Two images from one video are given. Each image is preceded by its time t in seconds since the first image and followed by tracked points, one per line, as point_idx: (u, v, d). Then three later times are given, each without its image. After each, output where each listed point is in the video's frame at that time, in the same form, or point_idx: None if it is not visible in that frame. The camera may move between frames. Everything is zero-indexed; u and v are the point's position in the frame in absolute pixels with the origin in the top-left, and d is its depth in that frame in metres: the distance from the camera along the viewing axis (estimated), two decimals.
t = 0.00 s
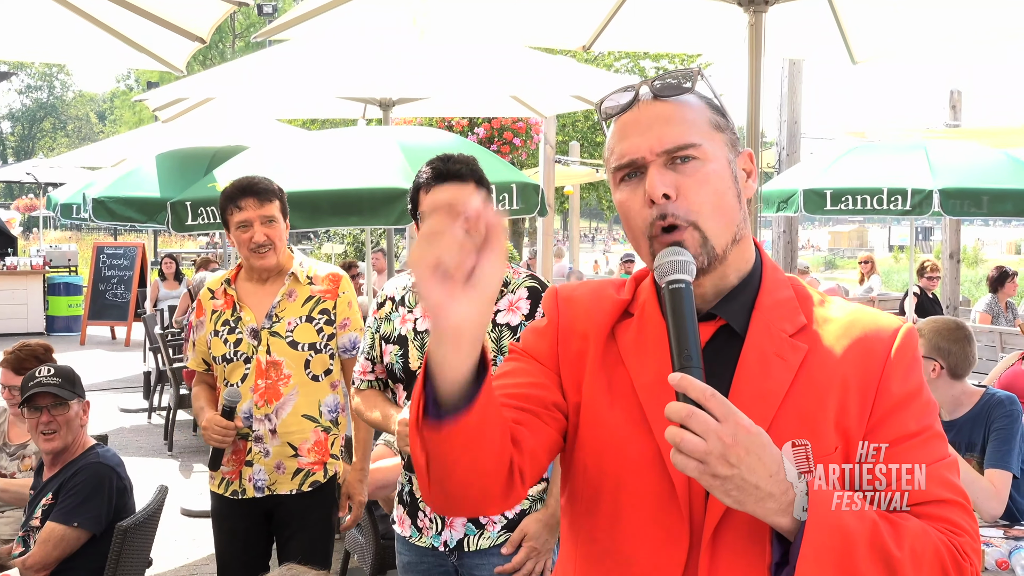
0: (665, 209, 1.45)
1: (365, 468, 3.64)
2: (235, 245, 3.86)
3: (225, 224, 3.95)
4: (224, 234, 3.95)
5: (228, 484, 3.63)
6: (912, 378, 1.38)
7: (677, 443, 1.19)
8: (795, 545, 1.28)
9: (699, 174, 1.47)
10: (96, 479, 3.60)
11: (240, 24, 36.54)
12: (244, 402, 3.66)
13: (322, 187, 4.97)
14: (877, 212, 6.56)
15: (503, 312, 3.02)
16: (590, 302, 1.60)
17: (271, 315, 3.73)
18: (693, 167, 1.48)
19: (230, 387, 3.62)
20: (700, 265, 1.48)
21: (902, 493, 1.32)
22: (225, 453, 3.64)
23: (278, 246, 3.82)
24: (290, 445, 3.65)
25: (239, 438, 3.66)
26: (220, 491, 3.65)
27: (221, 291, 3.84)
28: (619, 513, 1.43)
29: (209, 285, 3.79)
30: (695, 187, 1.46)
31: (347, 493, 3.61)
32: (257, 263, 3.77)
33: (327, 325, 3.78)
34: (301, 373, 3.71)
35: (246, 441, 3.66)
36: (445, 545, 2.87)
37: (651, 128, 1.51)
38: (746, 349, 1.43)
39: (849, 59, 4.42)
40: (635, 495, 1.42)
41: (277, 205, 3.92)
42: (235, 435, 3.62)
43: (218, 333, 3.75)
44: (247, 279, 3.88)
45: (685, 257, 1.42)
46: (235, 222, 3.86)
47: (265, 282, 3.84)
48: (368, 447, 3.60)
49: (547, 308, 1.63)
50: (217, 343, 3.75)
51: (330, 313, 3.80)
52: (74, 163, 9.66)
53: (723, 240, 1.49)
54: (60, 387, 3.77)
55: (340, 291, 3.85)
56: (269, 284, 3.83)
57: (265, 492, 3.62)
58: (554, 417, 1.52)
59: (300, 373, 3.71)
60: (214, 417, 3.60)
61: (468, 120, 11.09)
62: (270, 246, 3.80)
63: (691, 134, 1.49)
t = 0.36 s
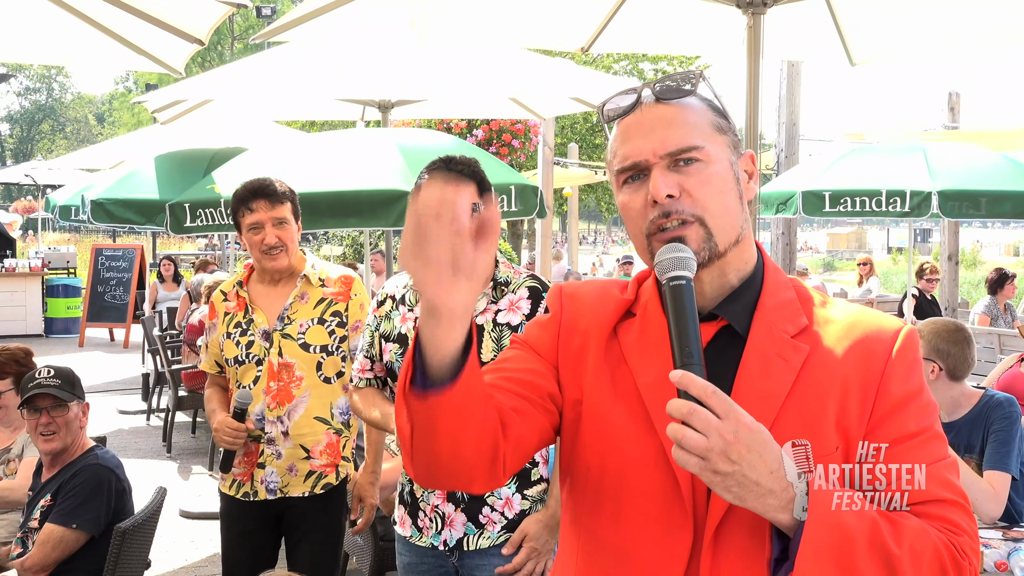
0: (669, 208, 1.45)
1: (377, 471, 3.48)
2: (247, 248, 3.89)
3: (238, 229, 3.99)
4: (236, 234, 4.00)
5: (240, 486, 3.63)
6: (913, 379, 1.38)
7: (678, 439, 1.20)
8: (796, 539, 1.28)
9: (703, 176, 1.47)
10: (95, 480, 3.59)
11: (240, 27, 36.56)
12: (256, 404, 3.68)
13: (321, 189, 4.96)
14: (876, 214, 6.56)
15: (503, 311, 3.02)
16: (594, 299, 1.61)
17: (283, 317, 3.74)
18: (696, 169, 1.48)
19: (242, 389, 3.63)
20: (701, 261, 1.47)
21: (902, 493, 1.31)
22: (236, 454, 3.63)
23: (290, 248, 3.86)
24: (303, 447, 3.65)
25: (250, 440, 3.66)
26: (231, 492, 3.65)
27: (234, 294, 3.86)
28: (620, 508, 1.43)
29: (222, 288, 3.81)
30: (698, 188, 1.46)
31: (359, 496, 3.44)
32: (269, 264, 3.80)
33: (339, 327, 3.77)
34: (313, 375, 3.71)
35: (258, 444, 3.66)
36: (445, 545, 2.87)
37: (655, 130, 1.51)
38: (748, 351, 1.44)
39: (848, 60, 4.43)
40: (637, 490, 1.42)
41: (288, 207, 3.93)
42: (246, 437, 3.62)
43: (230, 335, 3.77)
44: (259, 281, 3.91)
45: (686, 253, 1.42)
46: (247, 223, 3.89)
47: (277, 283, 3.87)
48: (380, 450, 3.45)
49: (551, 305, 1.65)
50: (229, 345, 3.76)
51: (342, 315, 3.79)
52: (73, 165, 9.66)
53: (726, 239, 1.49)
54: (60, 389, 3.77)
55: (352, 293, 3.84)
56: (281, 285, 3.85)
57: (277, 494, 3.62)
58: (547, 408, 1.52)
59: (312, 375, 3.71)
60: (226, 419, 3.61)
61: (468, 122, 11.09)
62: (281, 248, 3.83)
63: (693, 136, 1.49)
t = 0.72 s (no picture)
0: (665, 207, 1.46)
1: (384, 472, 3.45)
2: (257, 247, 3.92)
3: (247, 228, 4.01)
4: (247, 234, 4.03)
5: (247, 486, 3.64)
6: (909, 376, 1.38)
7: (672, 434, 1.20)
8: (791, 534, 1.28)
9: (700, 176, 1.48)
10: (95, 479, 3.59)
11: (241, 27, 36.57)
12: (264, 405, 3.67)
13: (322, 190, 4.97)
14: (877, 216, 6.56)
15: (508, 311, 3.02)
16: (596, 305, 1.60)
17: (293, 318, 3.76)
18: (693, 169, 1.48)
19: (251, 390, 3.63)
20: (699, 260, 1.47)
21: (902, 493, 1.31)
22: (244, 455, 3.64)
23: (299, 248, 3.87)
24: (310, 449, 3.65)
25: (258, 441, 3.67)
26: (238, 493, 3.65)
27: (244, 294, 3.86)
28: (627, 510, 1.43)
29: (232, 288, 3.82)
30: (695, 187, 1.46)
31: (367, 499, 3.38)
32: (277, 264, 3.82)
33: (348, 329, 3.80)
34: (323, 377, 3.71)
35: (266, 444, 3.66)
36: (447, 544, 2.87)
37: (652, 129, 1.51)
38: (746, 351, 1.44)
39: (849, 62, 4.42)
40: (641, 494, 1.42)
41: (298, 207, 3.95)
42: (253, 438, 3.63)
43: (240, 335, 3.77)
44: (269, 281, 3.92)
45: (680, 250, 1.42)
46: (256, 222, 3.92)
47: (287, 283, 3.88)
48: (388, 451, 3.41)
49: (554, 312, 1.64)
50: (239, 346, 3.76)
51: (351, 316, 3.83)
52: (73, 164, 9.65)
53: (724, 239, 1.49)
54: (59, 389, 3.76)
55: (362, 295, 3.88)
56: (291, 285, 3.87)
57: (284, 496, 3.62)
58: (555, 414, 1.53)
59: (321, 376, 3.71)
60: (234, 419, 3.61)
61: (469, 122, 11.09)
62: (290, 247, 3.85)
63: (690, 136, 1.49)
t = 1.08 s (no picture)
0: (671, 210, 1.45)
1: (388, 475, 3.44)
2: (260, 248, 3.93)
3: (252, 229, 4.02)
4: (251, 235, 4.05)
5: (250, 488, 3.64)
6: (913, 378, 1.37)
7: (670, 435, 1.20)
8: (788, 535, 1.28)
9: (707, 178, 1.47)
10: (95, 482, 3.59)
11: (241, 28, 36.58)
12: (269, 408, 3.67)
13: (324, 192, 4.96)
14: (877, 217, 6.55)
15: (511, 314, 3.03)
16: (594, 306, 1.60)
17: (298, 321, 3.77)
18: (700, 170, 1.47)
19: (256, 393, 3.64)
20: (703, 262, 1.48)
21: (902, 493, 1.31)
22: (247, 457, 3.63)
23: (303, 249, 3.87)
24: (313, 452, 3.63)
25: (261, 443, 3.66)
26: (241, 494, 3.66)
27: (249, 296, 3.89)
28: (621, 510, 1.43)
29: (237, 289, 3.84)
30: (703, 190, 1.46)
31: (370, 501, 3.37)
32: (281, 266, 3.82)
33: (353, 332, 3.76)
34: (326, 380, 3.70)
35: (269, 447, 3.66)
36: (450, 546, 2.87)
37: (658, 131, 1.50)
38: (750, 351, 1.43)
39: (850, 63, 4.41)
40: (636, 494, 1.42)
41: (302, 208, 3.96)
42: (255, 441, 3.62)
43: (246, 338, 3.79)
44: (273, 283, 3.93)
45: (686, 254, 1.43)
46: (261, 223, 3.94)
47: (292, 285, 3.88)
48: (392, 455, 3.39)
49: (552, 313, 1.63)
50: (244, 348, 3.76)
51: (356, 320, 3.79)
52: (74, 165, 9.64)
53: (730, 240, 1.49)
54: (58, 391, 3.76)
55: (367, 298, 3.84)
56: (296, 287, 3.87)
57: (287, 499, 3.61)
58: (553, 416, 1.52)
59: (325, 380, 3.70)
60: (237, 421, 3.62)
61: (470, 123, 11.09)
62: (294, 249, 3.85)
63: (697, 138, 1.49)
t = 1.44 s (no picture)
0: (670, 205, 1.45)
1: (388, 475, 3.42)
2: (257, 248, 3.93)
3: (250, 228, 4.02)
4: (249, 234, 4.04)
5: (251, 488, 3.65)
6: (903, 381, 1.35)
7: (657, 428, 1.20)
8: (769, 533, 1.27)
9: (707, 177, 1.47)
10: (95, 483, 3.59)
11: (241, 28, 36.58)
12: (268, 408, 3.69)
13: (324, 191, 4.96)
14: (878, 216, 6.54)
15: (512, 314, 3.02)
16: (583, 312, 1.60)
17: (296, 321, 3.75)
18: (700, 168, 1.47)
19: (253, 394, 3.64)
20: (699, 259, 1.47)
21: (903, 493, 1.30)
22: (247, 457, 3.66)
23: (300, 248, 3.88)
24: (313, 452, 3.64)
25: (261, 443, 3.68)
26: (242, 494, 3.67)
27: (248, 295, 3.89)
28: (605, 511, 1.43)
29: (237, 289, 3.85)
30: (702, 188, 1.46)
31: (371, 501, 3.37)
32: (279, 265, 3.83)
33: (351, 332, 3.76)
34: (325, 381, 3.71)
35: (269, 447, 3.68)
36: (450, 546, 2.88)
37: (661, 127, 1.50)
38: (740, 349, 1.44)
39: (851, 63, 4.40)
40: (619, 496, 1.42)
41: (300, 208, 3.95)
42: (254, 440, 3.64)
43: (245, 338, 3.79)
44: (272, 283, 3.93)
45: (680, 249, 1.42)
46: (258, 223, 3.93)
47: (290, 284, 3.89)
48: (392, 455, 3.38)
49: (541, 332, 1.64)
50: (243, 348, 3.78)
51: (354, 319, 3.79)
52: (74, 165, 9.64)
53: (727, 236, 1.49)
54: (58, 391, 3.76)
55: (365, 297, 3.85)
56: (294, 287, 3.88)
57: (287, 499, 3.61)
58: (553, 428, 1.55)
59: (324, 380, 3.70)
60: (235, 422, 3.62)
61: (471, 122, 11.08)
62: (290, 249, 3.86)
63: (699, 136, 1.48)
